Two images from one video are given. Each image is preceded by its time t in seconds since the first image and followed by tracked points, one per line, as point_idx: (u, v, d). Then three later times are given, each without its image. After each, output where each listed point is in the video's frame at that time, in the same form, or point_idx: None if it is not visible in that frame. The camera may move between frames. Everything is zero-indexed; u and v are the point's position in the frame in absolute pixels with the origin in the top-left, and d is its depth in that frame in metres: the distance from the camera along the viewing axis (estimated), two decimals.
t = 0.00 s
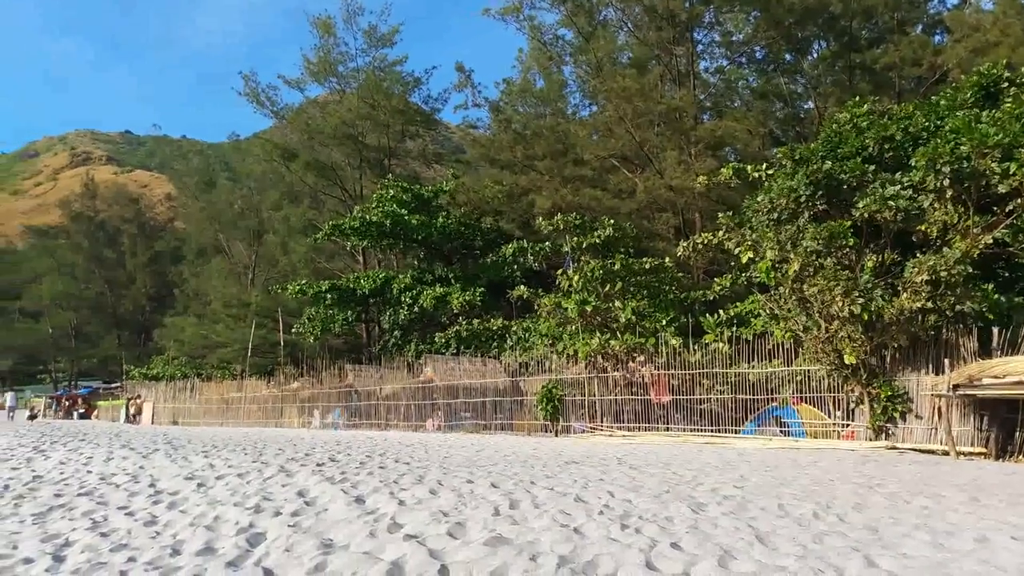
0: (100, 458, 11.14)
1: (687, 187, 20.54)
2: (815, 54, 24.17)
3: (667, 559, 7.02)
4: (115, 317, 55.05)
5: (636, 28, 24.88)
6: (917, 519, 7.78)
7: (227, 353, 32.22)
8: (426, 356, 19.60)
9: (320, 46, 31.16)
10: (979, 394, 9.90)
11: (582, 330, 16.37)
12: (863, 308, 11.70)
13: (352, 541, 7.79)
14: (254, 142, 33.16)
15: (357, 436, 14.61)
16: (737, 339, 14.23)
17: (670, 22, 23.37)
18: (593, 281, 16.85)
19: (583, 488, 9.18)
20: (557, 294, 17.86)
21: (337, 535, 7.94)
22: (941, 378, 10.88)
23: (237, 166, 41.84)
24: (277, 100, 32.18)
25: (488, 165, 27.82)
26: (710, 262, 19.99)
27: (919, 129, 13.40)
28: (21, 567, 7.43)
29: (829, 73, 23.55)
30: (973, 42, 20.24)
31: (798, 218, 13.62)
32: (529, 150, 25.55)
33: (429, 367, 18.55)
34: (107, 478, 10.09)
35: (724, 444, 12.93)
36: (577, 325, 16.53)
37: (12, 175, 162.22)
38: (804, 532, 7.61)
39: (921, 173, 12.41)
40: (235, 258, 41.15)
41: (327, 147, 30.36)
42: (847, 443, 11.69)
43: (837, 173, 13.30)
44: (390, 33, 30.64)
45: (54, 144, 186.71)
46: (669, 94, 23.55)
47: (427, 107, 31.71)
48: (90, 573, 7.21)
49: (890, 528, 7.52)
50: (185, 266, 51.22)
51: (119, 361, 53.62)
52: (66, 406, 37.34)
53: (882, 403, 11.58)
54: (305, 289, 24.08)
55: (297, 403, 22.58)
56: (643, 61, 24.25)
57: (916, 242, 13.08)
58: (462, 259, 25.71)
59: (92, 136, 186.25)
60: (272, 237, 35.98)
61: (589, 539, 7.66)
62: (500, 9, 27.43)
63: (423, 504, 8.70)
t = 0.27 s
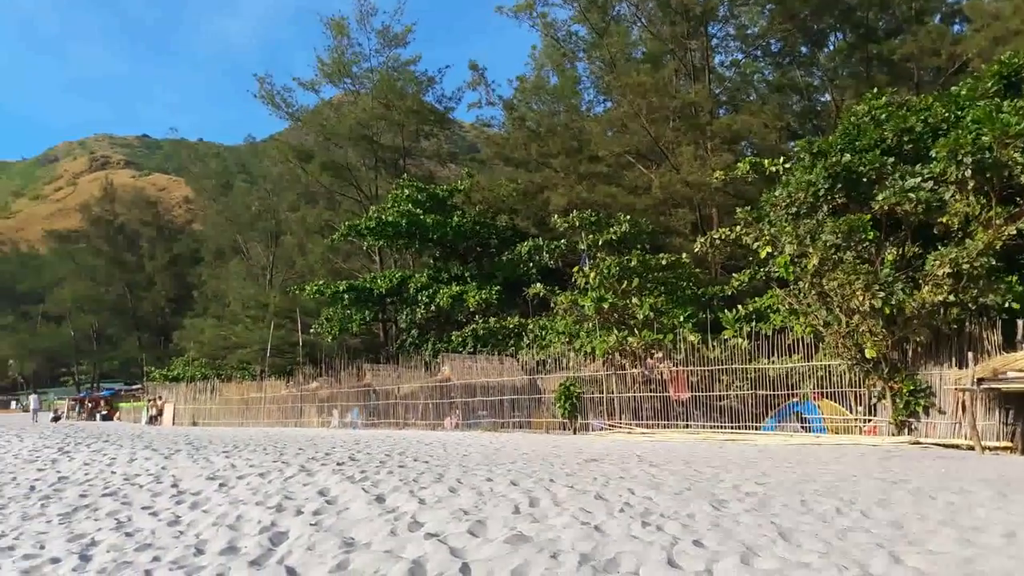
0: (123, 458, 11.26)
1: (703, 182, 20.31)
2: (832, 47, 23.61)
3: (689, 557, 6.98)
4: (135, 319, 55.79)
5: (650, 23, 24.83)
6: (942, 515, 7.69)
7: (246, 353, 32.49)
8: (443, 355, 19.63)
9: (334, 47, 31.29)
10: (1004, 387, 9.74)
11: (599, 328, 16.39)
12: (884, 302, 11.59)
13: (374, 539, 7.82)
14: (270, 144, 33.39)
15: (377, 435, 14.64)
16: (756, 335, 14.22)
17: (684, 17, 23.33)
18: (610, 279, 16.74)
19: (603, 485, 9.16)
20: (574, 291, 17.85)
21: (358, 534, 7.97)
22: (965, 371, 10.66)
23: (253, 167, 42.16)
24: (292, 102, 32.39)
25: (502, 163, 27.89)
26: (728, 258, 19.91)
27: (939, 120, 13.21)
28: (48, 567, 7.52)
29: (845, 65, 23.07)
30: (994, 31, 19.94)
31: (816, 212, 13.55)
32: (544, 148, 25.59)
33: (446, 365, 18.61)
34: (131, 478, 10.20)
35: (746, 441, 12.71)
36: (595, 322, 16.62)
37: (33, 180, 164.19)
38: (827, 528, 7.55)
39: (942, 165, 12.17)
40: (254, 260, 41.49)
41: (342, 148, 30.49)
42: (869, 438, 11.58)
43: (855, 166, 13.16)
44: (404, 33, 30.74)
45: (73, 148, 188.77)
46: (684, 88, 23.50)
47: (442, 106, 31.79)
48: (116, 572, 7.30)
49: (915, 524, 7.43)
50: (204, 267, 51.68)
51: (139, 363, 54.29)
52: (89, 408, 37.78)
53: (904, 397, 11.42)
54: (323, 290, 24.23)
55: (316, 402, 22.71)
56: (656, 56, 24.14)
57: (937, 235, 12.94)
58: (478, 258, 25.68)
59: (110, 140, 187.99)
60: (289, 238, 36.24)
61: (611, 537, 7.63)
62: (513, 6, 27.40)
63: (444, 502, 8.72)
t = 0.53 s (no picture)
0: (154, 454, 11.40)
1: (731, 178, 20.32)
2: (860, 40, 23.37)
3: (717, 556, 6.92)
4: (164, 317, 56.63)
5: (674, 18, 24.49)
6: (977, 516, 7.54)
7: (273, 351, 32.87)
8: (468, 353, 19.70)
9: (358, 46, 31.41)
10: None
11: (624, 325, 16.29)
12: (915, 299, 11.39)
13: (401, 535, 7.83)
14: (295, 143, 33.64)
15: (402, 430, 14.70)
16: (785, 333, 14.08)
17: (709, 12, 23.17)
18: (635, 276, 16.61)
19: (630, 484, 9.11)
20: (598, 289, 17.76)
21: (385, 530, 7.99)
22: (999, 370, 10.46)
23: (279, 167, 42.56)
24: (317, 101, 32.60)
25: (525, 160, 27.86)
26: (755, 256, 19.78)
27: (972, 114, 12.84)
28: (83, 560, 7.64)
29: (874, 59, 22.87)
30: None
31: (846, 209, 13.48)
32: (568, 145, 25.49)
33: (471, 362, 18.67)
34: (161, 474, 10.32)
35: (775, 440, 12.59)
36: (620, 320, 16.50)
37: (64, 180, 167.24)
38: (858, 528, 7.43)
39: (976, 159, 11.86)
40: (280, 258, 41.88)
41: (366, 147, 30.61)
42: (900, 438, 11.43)
43: (885, 161, 13.03)
44: (427, 31, 30.78)
45: (101, 149, 191.54)
46: (709, 84, 23.30)
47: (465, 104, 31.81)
48: (148, 566, 7.38)
49: (949, 525, 7.30)
50: (231, 266, 52.31)
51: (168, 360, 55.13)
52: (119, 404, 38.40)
53: (936, 397, 11.23)
54: (348, 288, 24.35)
55: (341, 399, 22.84)
56: (682, 52, 24.21)
57: (970, 232, 12.79)
58: (501, 256, 25.62)
59: (138, 140, 190.56)
60: (314, 237, 36.53)
61: (638, 535, 7.58)
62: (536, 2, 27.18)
63: (470, 499, 8.72)
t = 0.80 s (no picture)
0: (184, 449, 11.54)
1: (760, 174, 20.02)
2: (892, 34, 23.19)
3: (746, 554, 6.85)
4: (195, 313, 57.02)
5: (704, 13, 24.60)
6: (1013, 517, 7.39)
7: (302, 347, 33.23)
8: (494, 350, 19.76)
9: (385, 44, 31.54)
10: None
11: (652, 322, 16.31)
12: (948, 296, 11.09)
13: (429, 531, 7.85)
14: (322, 141, 33.89)
15: (431, 426, 14.75)
16: (815, 331, 13.87)
17: (739, 5, 23.23)
18: (662, 273, 16.55)
19: (658, 481, 9.05)
20: (625, 286, 17.60)
21: (413, 526, 8.01)
22: None
23: (307, 165, 42.95)
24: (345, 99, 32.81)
25: (552, 156, 27.79)
26: (785, 252, 19.68)
27: (1010, 108, 12.65)
28: (116, 553, 7.74)
29: (906, 52, 22.64)
30: None
31: (877, 204, 13.20)
32: (594, 141, 25.39)
33: (497, 359, 18.72)
34: (191, 468, 10.45)
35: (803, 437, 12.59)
36: (647, 317, 16.48)
37: (96, 178, 170.29)
38: (890, 527, 7.33)
39: (1012, 154, 11.74)
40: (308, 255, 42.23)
41: (393, 144, 30.74)
42: (932, 436, 11.28)
43: (918, 156, 12.85)
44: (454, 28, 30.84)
45: (131, 147, 194.21)
46: (739, 78, 23.09)
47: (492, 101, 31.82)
48: (180, 560, 7.47)
49: (984, 525, 7.17)
50: (259, 263, 52.90)
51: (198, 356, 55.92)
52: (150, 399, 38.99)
53: (970, 395, 11.08)
54: (375, 284, 24.34)
55: (369, 395, 22.98)
56: (711, 47, 23.72)
57: (1005, 227, 12.52)
58: (527, 252, 25.58)
59: (167, 138, 193.00)
60: (341, 234, 36.81)
61: (667, 533, 7.53)
62: None
63: (497, 495, 8.71)
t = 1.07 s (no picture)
0: (205, 445, 11.63)
1: (781, 171, 19.85)
2: (916, 28, 22.99)
3: (767, 552, 6.81)
4: (215, 310, 57.65)
5: (724, 9, 24.35)
6: None
7: (321, 344, 33.48)
8: (513, 347, 19.74)
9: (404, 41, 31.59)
10: None
11: (671, 320, 16.17)
12: (971, 293, 11.02)
13: (448, 527, 7.87)
14: (342, 138, 34.02)
15: (451, 422, 14.74)
16: (836, 328, 13.73)
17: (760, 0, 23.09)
18: (682, 270, 16.53)
19: (678, 479, 9.01)
20: (645, 283, 17.52)
21: (432, 521, 8.03)
22: None
23: (327, 163, 43.19)
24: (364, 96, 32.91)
25: (571, 153, 27.76)
26: (806, 249, 19.63)
27: None
28: (139, 548, 7.82)
29: (930, 46, 22.19)
30: None
31: (900, 200, 13.08)
32: (614, 137, 25.36)
33: (515, 356, 18.73)
34: (212, 464, 10.53)
35: (823, 435, 12.63)
36: (667, 314, 16.39)
37: (119, 176, 172.37)
38: (912, 526, 7.25)
39: None
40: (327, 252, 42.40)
41: (413, 141, 30.81)
42: (955, 434, 11.15)
43: (942, 152, 12.69)
44: (474, 25, 30.84)
45: (151, 146, 195.82)
46: (760, 74, 22.96)
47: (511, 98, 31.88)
48: (202, 555, 7.53)
49: (1008, 524, 7.07)
50: (279, 261, 53.27)
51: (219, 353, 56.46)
52: (171, 396, 39.37)
53: (994, 393, 10.94)
54: (394, 282, 24.33)
55: (388, 391, 23.05)
56: (731, 43, 23.86)
57: None
58: (546, 250, 25.61)
59: (187, 136, 194.50)
60: (361, 232, 36.95)
61: (686, 531, 7.49)
62: None
63: (516, 492, 8.70)
